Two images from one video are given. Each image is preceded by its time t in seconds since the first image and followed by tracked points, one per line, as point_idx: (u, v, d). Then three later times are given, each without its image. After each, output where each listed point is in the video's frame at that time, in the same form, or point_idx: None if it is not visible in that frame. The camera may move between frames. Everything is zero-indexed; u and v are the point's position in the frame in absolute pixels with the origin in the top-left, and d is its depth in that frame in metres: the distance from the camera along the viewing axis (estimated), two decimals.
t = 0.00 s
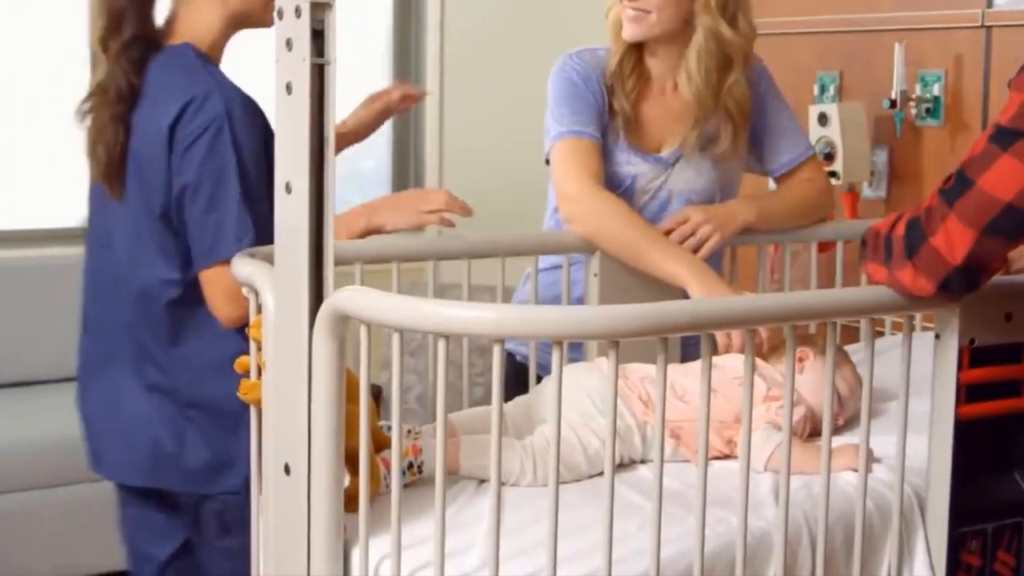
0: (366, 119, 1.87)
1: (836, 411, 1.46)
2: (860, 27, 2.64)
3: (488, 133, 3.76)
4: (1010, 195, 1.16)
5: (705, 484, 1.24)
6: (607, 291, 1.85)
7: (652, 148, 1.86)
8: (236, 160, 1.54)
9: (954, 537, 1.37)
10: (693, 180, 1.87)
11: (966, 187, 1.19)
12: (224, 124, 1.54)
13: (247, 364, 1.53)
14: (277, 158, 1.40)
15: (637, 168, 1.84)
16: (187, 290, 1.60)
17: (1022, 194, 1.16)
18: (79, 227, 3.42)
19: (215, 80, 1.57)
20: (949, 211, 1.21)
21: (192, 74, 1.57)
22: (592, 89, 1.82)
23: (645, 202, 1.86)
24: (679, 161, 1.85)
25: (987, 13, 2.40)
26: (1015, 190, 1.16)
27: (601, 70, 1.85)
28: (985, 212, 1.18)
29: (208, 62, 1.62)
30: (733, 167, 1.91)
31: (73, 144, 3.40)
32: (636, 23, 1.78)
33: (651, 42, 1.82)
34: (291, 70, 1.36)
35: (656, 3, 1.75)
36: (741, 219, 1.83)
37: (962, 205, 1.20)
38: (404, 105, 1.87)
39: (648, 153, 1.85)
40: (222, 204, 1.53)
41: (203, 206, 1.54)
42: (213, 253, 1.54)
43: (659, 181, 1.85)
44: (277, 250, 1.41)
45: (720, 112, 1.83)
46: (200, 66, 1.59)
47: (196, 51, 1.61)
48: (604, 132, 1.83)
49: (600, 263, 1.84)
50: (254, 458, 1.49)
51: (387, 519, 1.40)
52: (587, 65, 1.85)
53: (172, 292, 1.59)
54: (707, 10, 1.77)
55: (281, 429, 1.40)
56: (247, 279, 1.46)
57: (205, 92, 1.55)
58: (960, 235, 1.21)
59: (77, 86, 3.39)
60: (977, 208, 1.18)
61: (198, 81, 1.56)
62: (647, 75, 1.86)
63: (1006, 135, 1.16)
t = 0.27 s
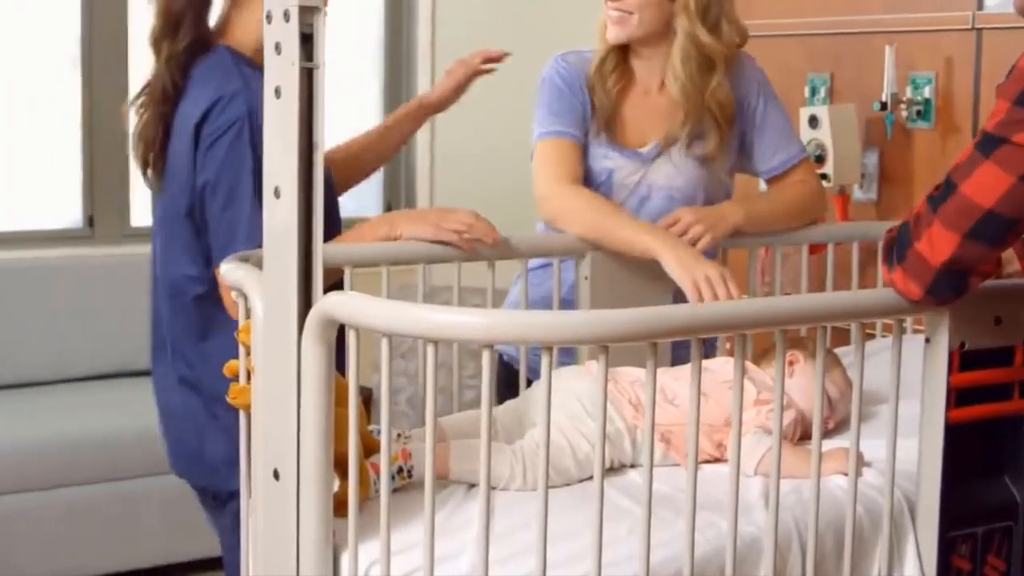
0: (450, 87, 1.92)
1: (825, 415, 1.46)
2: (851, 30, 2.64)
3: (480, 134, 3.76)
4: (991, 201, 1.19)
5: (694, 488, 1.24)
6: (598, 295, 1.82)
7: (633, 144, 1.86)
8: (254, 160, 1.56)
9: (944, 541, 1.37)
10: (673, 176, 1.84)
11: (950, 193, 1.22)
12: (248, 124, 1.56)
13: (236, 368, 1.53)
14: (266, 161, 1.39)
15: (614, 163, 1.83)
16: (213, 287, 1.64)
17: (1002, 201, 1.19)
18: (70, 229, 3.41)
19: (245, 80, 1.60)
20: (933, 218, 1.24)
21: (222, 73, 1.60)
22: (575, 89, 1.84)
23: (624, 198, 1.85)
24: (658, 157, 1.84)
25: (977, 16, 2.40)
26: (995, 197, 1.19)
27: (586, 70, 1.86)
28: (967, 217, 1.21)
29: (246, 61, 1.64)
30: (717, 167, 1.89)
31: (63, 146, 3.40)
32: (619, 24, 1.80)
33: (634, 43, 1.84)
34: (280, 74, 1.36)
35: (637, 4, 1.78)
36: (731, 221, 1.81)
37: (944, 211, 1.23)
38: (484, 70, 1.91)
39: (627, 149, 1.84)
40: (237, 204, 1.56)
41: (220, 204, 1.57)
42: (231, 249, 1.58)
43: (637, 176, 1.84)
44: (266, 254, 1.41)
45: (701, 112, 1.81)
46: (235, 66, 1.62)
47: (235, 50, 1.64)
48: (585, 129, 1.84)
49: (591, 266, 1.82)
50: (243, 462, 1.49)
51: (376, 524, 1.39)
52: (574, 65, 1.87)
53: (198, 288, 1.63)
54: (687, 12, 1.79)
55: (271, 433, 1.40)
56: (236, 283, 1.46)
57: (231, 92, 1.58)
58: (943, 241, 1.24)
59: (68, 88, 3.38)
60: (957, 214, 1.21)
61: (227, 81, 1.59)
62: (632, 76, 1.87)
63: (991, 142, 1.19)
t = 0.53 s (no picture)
0: (508, 95, 2.06)
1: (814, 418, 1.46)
2: (841, 32, 2.64)
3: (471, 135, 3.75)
4: (982, 203, 1.22)
5: (682, 493, 1.24)
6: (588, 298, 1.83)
7: (614, 141, 1.86)
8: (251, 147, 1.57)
9: (934, 545, 1.37)
10: (653, 175, 1.84)
11: (942, 195, 1.25)
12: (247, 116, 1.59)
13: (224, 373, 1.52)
14: (254, 166, 1.39)
15: (592, 157, 1.84)
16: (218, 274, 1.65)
17: (992, 202, 1.22)
18: (60, 231, 3.40)
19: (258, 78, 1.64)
20: (927, 219, 1.27)
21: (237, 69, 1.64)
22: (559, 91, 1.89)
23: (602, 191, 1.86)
24: (637, 154, 1.83)
25: (967, 18, 2.39)
26: (985, 198, 1.22)
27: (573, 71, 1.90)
28: (958, 219, 1.23)
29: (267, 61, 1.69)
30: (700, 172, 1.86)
31: (53, 147, 3.39)
32: (606, 28, 1.82)
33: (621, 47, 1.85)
34: (268, 78, 1.35)
35: (621, 9, 1.79)
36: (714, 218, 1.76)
37: (937, 213, 1.25)
38: (536, 76, 2.02)
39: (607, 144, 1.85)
40: (231, 189, 1.57)
41: (216, 194, 1.59)
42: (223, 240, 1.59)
43: (614, 172, 1.84)
44: (255, 258, 1.41)
45: (688, 116, 1.79)
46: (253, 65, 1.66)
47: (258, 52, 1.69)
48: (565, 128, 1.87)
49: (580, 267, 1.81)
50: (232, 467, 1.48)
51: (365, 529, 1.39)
52: (566, 65, 1.93)
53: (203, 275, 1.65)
54: (671, 22, 1.78)
55: (260, 438, 1.39)
56: (224, 287, 1.45)
57: (240, 82, 1.62)
58: (936, 243, 1.26)
59: (57, 89, 3.37)
60: (949, 216, 1.24)
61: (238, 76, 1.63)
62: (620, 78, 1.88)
63: (981, 143, 1.22)
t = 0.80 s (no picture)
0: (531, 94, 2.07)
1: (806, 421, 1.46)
2: (832, 34, 2.64)
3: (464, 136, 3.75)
4: (971, 204, 1.22)
5: (674, 496, 1.23)
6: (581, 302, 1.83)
7: (608, 141, 1.92)
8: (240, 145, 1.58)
9: (925, 548, 1.37)
10: (642, 174, 1.88)
11: (932, 197, 1.25)
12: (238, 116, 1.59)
13: (215, 376, 1.52)
14: (244, 169, 1.38)
15: (582, 156, 1.92)
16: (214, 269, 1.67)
17: (981, 203, 1.22)
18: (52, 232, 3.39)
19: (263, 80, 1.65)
20: (919, 222, 1.27)
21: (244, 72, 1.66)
22: (558, 94, 2.02)
23: (595, 191, 1.92)
24: (625, 155, 1.88)
25: (959, 20, 2.39)
26: (974, 199, 1.22)
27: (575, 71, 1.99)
28: (947, 221, 1.24)
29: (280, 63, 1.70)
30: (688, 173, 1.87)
31: (44, 149, 3.38)
32: (605, 28, 1.86)
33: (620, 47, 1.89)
34: (258, 81, 1.35)
35: (619, 9, 1.82)
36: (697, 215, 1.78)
37: (928, 215, 1.25)
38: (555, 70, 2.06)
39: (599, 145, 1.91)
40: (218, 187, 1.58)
41: (208, 192, 1.61)
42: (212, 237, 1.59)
43: (605, 171, 1.90)
44: (245, 261, 1.40)
45: (680, 116, 1.79)
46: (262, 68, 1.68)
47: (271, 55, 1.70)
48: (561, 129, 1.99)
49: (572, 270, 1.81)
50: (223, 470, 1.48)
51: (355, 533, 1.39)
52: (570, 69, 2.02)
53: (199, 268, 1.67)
54: (668, 21, 1.81)
55: (250, 442, 1.39)
56: (214, 290, 1.45)
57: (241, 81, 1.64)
58: (927, 245, 1.26)
59: (49, 90, 3.36)
60: (940, 218, 1.24)
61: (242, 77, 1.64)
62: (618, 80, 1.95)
63: (969, 145, 1.23)
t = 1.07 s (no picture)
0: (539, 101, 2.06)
1: (796, 425, 1.46)
2: (822, 35, 2.64)
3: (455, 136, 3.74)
4: (953, 208, 1.23)
5: (663, 500, 1.23)
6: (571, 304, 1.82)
7: (608, 149, 1.94)
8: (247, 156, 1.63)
9: (915, 552, 1.37)
10: (639, 184, 1.89)
11: (913, 202, 1.26)
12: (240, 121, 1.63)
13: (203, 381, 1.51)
14: (233, 173, 1.38)
15: (581, 164, 1.94)
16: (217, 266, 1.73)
17: (963, 207, 1.23)
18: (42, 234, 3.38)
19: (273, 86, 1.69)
20: (898, 227, 1.27)
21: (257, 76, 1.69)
22: (564, 106, 2.04)
23: (594, 197, 1.94)
24: (622, 163, 1.90)
25: (949, 22, 2.40)
26: (955, 202, 1.23)
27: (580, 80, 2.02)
28: (930, 224, 1.24)
29: (296, 68, 1.72)
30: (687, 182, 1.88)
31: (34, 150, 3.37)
32: (615, 35, 1.89)
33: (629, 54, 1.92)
34: (246, 85, 1.35)
35: (629, 17, 1.86)
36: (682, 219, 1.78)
37: (908, 219, 1.26)
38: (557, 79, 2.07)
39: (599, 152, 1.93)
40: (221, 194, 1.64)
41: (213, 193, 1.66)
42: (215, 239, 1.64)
43: (602, 179, 1.92)
44: (232, 267, 1.40)
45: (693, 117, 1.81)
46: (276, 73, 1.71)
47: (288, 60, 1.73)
48: (562, 138, 2.02)
49: (562, 274, 1.81)
50: (210, 473, 1.47)
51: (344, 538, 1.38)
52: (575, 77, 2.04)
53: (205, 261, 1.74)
54: (681, 21, 1.84)
55: (238, 446, 1.38)
56: (202, 294, 1.45)
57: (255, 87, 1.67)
58: (909, 250, 1.26)
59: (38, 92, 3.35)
60: (921, 222, 1.25)
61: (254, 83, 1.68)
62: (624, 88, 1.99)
63: (951, 148, 1.24)
